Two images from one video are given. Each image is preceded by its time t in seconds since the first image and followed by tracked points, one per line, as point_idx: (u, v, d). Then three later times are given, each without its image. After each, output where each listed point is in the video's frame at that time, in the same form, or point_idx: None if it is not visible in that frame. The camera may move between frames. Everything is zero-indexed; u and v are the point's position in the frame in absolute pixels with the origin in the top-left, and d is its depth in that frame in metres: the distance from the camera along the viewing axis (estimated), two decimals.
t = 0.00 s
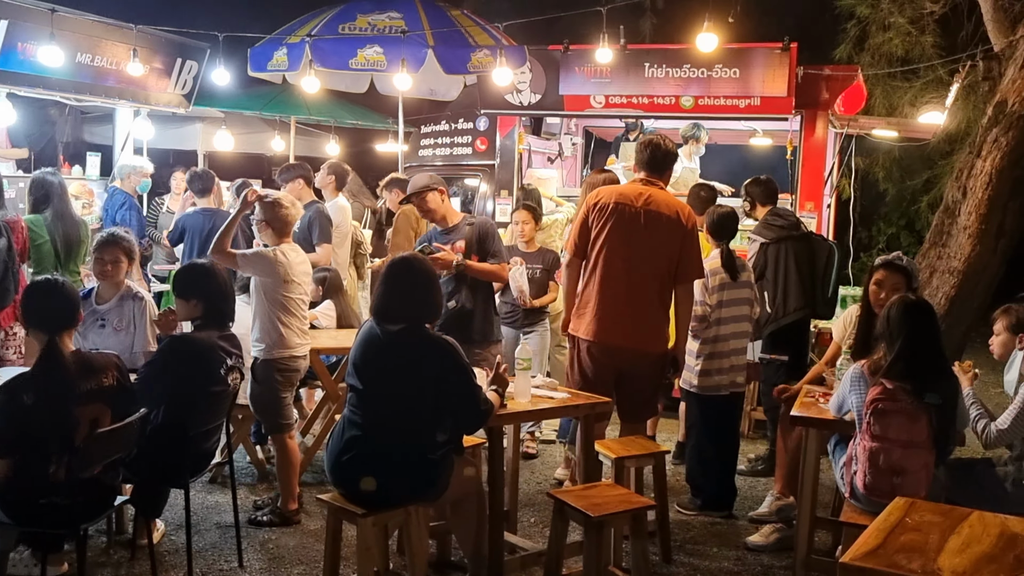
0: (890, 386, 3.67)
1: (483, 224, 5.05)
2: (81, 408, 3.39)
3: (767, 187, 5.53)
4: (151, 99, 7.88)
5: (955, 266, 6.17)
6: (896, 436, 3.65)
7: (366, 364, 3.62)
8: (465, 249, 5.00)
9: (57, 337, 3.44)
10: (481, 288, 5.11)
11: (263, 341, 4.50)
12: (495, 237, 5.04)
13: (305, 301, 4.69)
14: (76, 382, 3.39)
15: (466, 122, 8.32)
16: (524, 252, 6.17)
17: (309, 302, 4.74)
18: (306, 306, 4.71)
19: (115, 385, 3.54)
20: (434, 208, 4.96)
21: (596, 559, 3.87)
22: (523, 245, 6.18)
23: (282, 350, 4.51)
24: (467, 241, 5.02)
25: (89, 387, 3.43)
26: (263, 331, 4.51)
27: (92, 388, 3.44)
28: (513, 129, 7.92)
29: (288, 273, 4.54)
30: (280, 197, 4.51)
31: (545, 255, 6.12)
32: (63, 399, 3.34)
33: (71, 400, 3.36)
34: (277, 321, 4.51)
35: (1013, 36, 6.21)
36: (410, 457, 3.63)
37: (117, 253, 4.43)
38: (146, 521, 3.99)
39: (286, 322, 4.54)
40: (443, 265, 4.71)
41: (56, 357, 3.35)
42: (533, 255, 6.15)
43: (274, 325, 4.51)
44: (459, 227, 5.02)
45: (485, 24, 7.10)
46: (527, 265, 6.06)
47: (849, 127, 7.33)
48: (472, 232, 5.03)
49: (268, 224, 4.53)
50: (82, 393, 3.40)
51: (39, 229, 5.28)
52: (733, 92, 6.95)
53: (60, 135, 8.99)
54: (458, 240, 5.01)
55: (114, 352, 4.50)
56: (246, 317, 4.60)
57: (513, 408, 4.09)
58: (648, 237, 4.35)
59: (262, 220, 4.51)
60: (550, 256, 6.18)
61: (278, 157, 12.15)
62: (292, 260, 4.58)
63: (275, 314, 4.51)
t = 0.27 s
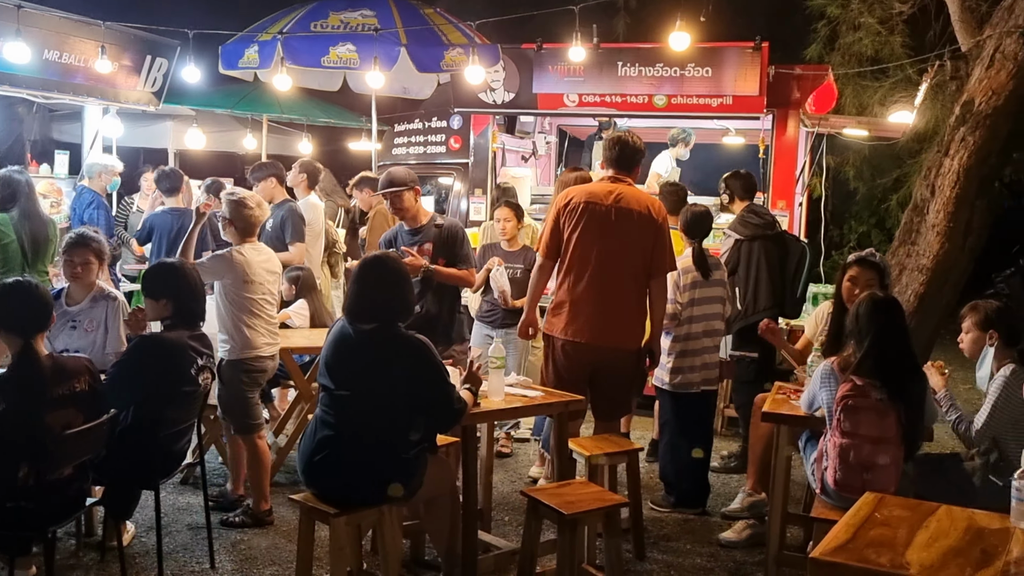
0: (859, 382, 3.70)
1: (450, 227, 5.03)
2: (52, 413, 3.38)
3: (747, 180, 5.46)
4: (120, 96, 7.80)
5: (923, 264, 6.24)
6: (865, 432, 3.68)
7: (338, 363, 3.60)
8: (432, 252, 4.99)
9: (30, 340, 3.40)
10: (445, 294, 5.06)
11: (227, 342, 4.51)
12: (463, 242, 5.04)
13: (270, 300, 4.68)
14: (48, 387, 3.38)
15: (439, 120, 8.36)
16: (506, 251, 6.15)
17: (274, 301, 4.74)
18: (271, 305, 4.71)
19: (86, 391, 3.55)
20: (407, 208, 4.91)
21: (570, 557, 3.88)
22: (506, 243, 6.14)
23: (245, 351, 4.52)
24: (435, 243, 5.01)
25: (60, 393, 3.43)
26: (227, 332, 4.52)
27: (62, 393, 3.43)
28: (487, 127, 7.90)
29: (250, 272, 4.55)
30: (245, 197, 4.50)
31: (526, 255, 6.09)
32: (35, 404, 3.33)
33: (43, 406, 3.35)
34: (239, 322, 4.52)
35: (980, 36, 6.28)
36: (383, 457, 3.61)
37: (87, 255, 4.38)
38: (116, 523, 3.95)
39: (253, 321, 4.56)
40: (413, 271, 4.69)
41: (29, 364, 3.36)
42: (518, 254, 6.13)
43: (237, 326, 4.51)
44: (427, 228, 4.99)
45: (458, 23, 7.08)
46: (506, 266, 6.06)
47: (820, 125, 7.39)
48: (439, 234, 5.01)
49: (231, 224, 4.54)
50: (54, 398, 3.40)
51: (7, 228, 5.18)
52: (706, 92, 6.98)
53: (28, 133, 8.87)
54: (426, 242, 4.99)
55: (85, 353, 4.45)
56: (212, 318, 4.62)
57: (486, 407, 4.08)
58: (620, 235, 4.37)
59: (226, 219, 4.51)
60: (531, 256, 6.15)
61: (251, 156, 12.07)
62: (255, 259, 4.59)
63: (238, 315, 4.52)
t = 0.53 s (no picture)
0: (833, 382, 3.73)
1: (438, 236, 4.83)
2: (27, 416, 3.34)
3: (727, 178, 5.43)
4: (92, 96, 7.72)
5: (896, 264, 6.30)
6: (839, 432, 3.70)
7: (313, 365, 3.58)
8: (416, 260, 4.78)
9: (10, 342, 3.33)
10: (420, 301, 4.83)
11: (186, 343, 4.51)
12: (450, 253, 4.83)
13: (234, 305, 4.68)
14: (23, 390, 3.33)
15: (416, 122, 8.38)
16: (483, 255, 6.17)
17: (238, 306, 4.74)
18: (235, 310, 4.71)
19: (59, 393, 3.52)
20: (401, 213, 4.75)
21: (546, 557, 3.88)
22: (482, 248, 6.16)
23: (204, 354, 4.50)
24: (420, 250, 4.81)
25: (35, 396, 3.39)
26: (187, 333, 4.52)
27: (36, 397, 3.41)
28: (463, 129, 7.87)
29: (213, 274, 4.57)
30: (215, 199, 4.53)
31: (503, 260, 6.12)
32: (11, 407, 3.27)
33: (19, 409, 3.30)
34: (200, 324, 4.52)
35: (951, 39, 6.36)
36: (359, 458, 3.60)
37: (61, 257, 4.34)
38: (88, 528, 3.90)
39: (214, 323, 4.55)
40: (395, 274, 4.47)
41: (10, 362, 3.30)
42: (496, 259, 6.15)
43: (197, 327, 4.51)
44: (415, 234, 4.80)
45: (435, 23, 7.07)
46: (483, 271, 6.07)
47: (795, 128, 7.40)
48: (426, 242, 4.81)
49: (200, 225, 4.57)
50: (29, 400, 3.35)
51: None
52: (682, 93, 7.01)
53: None
54: (411, 249, 4.79)
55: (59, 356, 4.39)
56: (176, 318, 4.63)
57: (463, 408, 4.07)
58: (597, 235, 4.38)
59: (195, 220, 4.54)
60: (509, 261, 6.18)
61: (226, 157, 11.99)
62: (220, 261, 4.61)
63: (198, 316, 4.52)
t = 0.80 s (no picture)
0: (814, 382, 3.75)
1: (438, 239, 4.55)
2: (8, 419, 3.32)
3: (714, 179, 5.42)
4: (72, 97, 7.67)
5: (877, 265, 6.33)
6: (820, 432, 3.72)
7: (295, 367, 3.55)
8: (414, 263, 4.49)
9: None
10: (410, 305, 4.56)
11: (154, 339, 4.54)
12: (448, 258, 4.55)
13: (206, 304, 4.71)
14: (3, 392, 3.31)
15: (399, 124, 8.37)
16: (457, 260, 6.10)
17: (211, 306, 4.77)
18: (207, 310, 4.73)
19: (37, 393, 3.53)
20: (407, 216, 4.43)
21: (529, 559, 3.88)
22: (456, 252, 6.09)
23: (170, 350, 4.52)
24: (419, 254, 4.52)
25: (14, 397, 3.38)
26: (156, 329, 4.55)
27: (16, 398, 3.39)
28: (446, 130, 7.89)
29: (184, 270, 4.61)
30: (191, 196, 4.61)
31: (479, 263, 6.03)
32: None
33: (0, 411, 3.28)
34: (167, 320, 4.55)
35: (931, 41, 6.41)
36: (341, 460, 3.59)
37: (40, 258, 4.30)
38: (68, 532, 3.88)
39: (181, 320, 4.57)
40: (395, 278, 4.23)
41: None
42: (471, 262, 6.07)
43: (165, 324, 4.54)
44: (415, 236, 4.50)
45: (418, 24, 7.07)
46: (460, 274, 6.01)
47: (777, 131, 7.35)
48: (425, 245, 4.52)
49: (176, 222, 4.63)
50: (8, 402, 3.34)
51: None
52: (665, 95, 7.04)
53: None
54: (410, 251, 4.49)
55: (39, 357, 4.35)
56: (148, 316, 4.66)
57: (446, 410, 4.07)
58: (580, 236, 4.39)
59: (170, 218, 4.60)
60: (487, 264, 6.10)
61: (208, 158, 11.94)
62: (193, 259, 4.65)
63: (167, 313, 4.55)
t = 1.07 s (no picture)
0: (792, 383, 3.77)
1: (423, 243, 4.52)
2: None
3: (696, 180, 5.44)
4: (50, 97, 7.61)
5: (856, 266, 6.38)
6: (799, 432, 3.74)
7: (274, 369, 3.54)
8: (399, 266, 4.45)
9: None
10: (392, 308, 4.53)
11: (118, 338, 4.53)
12: (433, 262, 4.52)
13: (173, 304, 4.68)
14: None
15: (381, 124, 8.38)
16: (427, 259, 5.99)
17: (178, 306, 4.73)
18: (174, 310, 4.70)
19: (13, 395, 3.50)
20: (396, 220, 4.40)
21: (510, 560, 3.88)
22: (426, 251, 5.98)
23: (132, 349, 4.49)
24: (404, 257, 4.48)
25: None
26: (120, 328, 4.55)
27: None
28: (427, 131, 7.89)
29: (149, 269, 4.60)
30: (157, 196, 4.61)
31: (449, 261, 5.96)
32: None
33: None
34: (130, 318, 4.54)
35: (907, 45, 6.46)
36: (321, 463, 3.58)
37: (16, 259, 4.27)
38: (44, 536, 3.84)
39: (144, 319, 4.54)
40: (388, 284, 4.20)
41: None
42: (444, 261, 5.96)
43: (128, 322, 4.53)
44: (400, 239, 4.46)
45: (399, 25, 7.10)
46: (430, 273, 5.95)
47: (757, 132, 7.40)
48: (410, 248, 4.48)
49: (144, 223, 4.66)
50: None
51: None
52: (646, 97, 7.06)
53: None
54: (396, 254, 4.45)
55: (14, 360, 4.32)
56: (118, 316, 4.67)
57: (427, 411, 4.06)
58: (560, 237, 4.40)
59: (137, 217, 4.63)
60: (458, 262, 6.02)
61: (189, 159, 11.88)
62: (159, 257, 4.64)
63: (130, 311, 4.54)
